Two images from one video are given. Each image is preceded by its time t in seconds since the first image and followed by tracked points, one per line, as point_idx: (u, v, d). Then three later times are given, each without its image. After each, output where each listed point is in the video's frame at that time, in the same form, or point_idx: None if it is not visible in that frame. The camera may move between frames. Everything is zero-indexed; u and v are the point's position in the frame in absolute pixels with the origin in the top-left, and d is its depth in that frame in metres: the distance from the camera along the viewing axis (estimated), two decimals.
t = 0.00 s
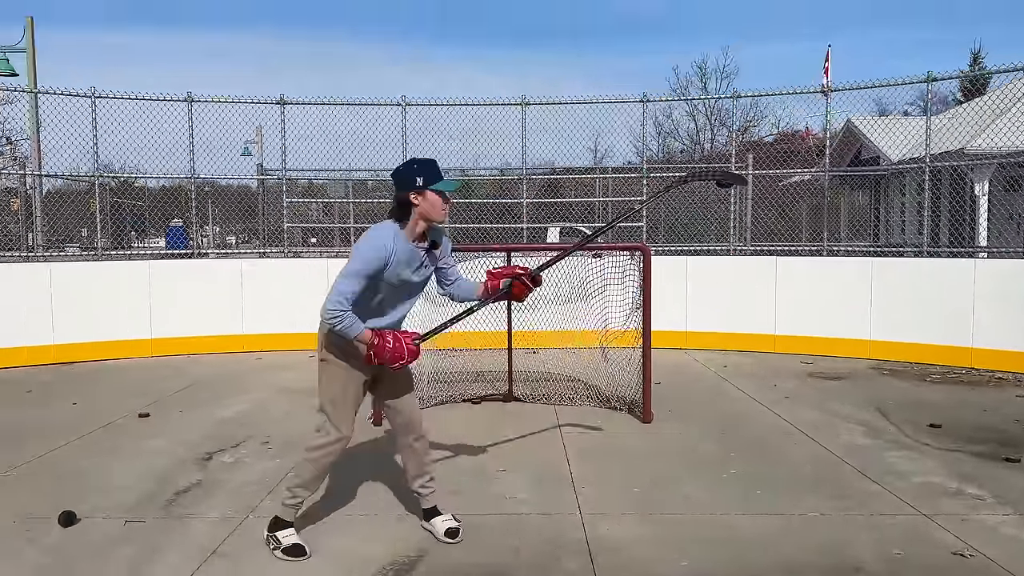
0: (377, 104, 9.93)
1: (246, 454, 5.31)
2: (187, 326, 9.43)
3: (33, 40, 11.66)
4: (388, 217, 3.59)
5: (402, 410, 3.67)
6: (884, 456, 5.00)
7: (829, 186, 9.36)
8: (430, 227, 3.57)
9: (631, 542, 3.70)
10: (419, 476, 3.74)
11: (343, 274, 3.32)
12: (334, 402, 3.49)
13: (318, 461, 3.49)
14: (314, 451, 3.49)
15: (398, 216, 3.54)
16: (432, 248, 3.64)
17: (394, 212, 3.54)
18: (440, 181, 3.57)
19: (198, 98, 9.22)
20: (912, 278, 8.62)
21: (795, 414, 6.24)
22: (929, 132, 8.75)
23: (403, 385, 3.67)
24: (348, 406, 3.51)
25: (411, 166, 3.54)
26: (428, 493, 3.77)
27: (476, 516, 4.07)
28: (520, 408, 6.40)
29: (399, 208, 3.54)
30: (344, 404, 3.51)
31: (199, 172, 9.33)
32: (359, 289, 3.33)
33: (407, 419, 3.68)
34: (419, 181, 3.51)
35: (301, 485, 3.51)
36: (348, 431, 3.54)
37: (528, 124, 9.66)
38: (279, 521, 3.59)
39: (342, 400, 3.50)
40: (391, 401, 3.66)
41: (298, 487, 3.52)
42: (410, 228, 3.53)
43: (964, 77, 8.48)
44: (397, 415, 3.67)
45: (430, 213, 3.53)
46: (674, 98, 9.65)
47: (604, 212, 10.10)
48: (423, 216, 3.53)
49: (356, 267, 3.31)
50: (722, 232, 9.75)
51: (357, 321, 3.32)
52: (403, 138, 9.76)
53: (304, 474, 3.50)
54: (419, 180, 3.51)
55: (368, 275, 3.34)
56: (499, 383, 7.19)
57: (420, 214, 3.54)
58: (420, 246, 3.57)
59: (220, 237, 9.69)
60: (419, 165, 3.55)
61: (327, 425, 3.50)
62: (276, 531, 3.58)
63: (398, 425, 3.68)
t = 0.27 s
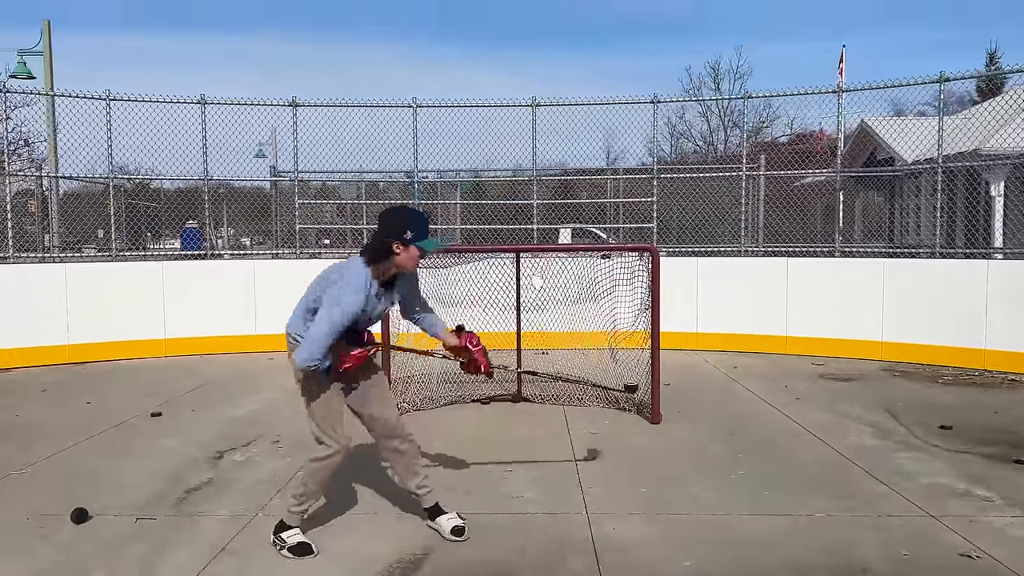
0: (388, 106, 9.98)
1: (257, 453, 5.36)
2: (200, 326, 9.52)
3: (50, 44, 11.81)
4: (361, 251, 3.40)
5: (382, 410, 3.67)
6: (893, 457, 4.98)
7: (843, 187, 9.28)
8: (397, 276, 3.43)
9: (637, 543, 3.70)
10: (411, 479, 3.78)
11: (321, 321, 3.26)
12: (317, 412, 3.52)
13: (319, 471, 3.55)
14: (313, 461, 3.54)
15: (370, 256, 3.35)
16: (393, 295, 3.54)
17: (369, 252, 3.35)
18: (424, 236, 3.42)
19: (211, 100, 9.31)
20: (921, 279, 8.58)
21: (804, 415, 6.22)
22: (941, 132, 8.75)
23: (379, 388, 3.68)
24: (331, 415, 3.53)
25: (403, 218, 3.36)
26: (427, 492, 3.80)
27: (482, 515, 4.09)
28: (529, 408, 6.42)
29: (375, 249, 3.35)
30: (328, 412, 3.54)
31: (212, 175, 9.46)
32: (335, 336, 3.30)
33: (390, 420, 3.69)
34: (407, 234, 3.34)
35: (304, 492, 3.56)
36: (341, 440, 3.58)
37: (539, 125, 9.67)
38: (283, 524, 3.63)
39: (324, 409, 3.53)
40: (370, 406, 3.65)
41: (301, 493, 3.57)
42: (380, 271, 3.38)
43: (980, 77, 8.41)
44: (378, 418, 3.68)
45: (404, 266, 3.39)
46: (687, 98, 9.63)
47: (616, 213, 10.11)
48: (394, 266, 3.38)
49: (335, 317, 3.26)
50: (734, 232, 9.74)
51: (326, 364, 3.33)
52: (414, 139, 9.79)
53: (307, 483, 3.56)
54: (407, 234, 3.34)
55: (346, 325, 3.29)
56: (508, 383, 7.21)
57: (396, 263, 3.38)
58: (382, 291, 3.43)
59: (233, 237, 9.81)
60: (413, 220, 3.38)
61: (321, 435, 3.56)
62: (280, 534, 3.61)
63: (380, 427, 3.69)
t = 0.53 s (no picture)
0: (399, 107, 10.01)
1: (266, 452, 5.39)
2: (212, 327, 9.59)
3: (64, 47, 11.92)
4: (359, 209, 3.61)
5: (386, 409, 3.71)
6: (902, 458, 4.96)
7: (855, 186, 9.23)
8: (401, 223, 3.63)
9: (644, 543, 3.71)
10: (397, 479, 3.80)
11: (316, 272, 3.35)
12: (326, 406, 3.56)
13: (320, 465, 3.53)
14: (314, 456, 3.53)
15: (370, 208, 3.56)
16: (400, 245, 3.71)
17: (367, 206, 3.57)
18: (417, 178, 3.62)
19: (223, 102, 9.38)
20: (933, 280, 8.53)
21: (814, 416, 6.20)
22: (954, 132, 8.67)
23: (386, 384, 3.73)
24: (341, 409, 3.59)
25: (393, 163, 3.55)
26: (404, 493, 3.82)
27: (489, 515, 4.11)
28: (537, 408, 6.43)
29: (373, 200, 3.56)
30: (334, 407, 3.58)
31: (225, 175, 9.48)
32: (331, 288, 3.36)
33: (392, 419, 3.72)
34: (399, 177, 3.55)
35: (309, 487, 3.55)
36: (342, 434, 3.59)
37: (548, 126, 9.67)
38: (293, 521, 3.66)
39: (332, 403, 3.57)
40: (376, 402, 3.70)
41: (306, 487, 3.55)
42: (382, 222, 3.57)
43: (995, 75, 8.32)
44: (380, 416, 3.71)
45: (404, 211, 3.59)
46: (698, 98, 9.60)
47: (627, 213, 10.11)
48: (395, 214, 3.58)
49: (329, 266, 3.35)
50: (745, 232, 9.71)
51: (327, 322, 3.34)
52: (425, 140, 9.81)
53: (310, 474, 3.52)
54: (400, 177, 3.54)
55: (340, 274, 3.37)
56: (517, 384, 7.23)
57: (395, 210, 3.58)
58: (388, 242, 3.61)
59: (246, 237, 9.83)
60: (401, 162, 3.57)
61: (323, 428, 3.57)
62: (290, 531, 3.65)
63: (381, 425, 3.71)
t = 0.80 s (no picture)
0: (407, 108, 10.03)
1: (275, 452, 5.42)
2: (222, 327, 9.64)
3: (76, 49, 12.01)
4: (370, 201, 3.66)
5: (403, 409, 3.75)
6: (911, 458, 4.94)
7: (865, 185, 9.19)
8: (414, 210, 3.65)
9: (650, 543, 3.71)
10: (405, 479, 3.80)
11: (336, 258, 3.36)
12: (342, 401, 3.55)
13: (331, 458, 3.47)
14: (326, 449, 3.47)
15: (380, 199, 3.60)
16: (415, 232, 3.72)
17: (377, 197, 3.61)
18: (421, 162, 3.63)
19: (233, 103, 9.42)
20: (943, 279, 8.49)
21: (823, 416, 6.18)
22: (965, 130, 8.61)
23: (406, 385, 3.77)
24: (355, 406, 3.56)
25: (394, 151, 3.58)
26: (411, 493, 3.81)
27: (497, 514, 4.12)
28: (545, 408, 6.44)
29: (381, 192, 3.60)
30: (350, 403, 3.56)
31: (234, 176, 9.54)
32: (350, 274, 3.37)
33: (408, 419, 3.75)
34: (403, 164, 3.57)
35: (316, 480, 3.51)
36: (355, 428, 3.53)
37: (557, 126, 9.66)
38: (301, 519, 3.62)
39: (348, 398, 3.56)
40: (393, 401, 3.74)
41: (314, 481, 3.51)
42: (394, 211, 3.61)
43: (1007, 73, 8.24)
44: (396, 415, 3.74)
45: (414, 196, 3.60)
46: (707, 98, 9.58)
47: (635, 213, 10.10)
48: (405, 201, 3.60)
49: (347, 251, 3.36)
50: (753, 232, 9.68)
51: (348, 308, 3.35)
52: (433, 140, 9.83)
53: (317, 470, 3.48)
54: (403, 164, 3.57)
55: (359, 260, 3.39)
56: (525, 384, 7.23)
57: (404, 198, 3.60)
58: (402, 230, 3.64)
59: (257, 238, 9.88)
60: (401, 149, 3.58)
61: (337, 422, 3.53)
62: (297, 531, 3.62)
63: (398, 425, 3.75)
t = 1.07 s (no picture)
0: (415, 108, 10.05)
1: (283, 452, 5.45)
2: (231, 327, 9.69)
3: (86, 51, 12.08)
4: (393, 218, 3.64)
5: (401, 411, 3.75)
6: (921, 458, 4.92)
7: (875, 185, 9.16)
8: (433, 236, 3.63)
9: (657, 543, 3.71)
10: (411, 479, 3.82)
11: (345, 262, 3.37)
12: (339, 402, 3.55)
13: (330, 461, 3.48)
14: (326, 452, 3.48)
15: (402, 218, 3.59)
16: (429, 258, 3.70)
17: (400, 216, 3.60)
18: (450, 192, 3.63)
19: (242, 104, 9.46)
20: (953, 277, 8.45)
21: (831, 415, 6.16)
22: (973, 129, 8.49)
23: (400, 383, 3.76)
24: (352, 408, 3.56)
25: (427, 176, 3.59)
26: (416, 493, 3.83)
27: (504, 514, 4.12)
28: (553, 408, 6.44)
29: (405, 211, 3.58)
30: (349, 405, 3.56)
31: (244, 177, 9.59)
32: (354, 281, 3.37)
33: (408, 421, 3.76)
34: (432, 189, 3.57)
35: (311, 483, 3.50)
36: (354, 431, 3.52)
37: (564, 125, 9.66)
38: (292, 523, 3.59)
39: (344, 400, 3.56)
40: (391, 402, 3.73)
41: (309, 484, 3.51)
42: (413, 232, 3.59)
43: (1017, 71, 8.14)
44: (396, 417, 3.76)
45: (434, 223, 3.58)
46: (716, 98, 9.54)
47: (642, 212, 10.08)
48: (424, 226, 3.58)
49: (357, 259, 3.35)
50: (762, 231, 9.65)
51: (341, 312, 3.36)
52: (441, 139, 9.84)
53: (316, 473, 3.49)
54: (431, 190, 3.56)
55: (366, 270, 3.38)
56: (533, 384, 7.24)
57: (425, 222, 3.58)
58: (417, 253, 3.62)
59: (266, 239, 9.92)
60: (434, 175, 3.60)
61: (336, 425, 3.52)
62: (289, 535, 3.58)
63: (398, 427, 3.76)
